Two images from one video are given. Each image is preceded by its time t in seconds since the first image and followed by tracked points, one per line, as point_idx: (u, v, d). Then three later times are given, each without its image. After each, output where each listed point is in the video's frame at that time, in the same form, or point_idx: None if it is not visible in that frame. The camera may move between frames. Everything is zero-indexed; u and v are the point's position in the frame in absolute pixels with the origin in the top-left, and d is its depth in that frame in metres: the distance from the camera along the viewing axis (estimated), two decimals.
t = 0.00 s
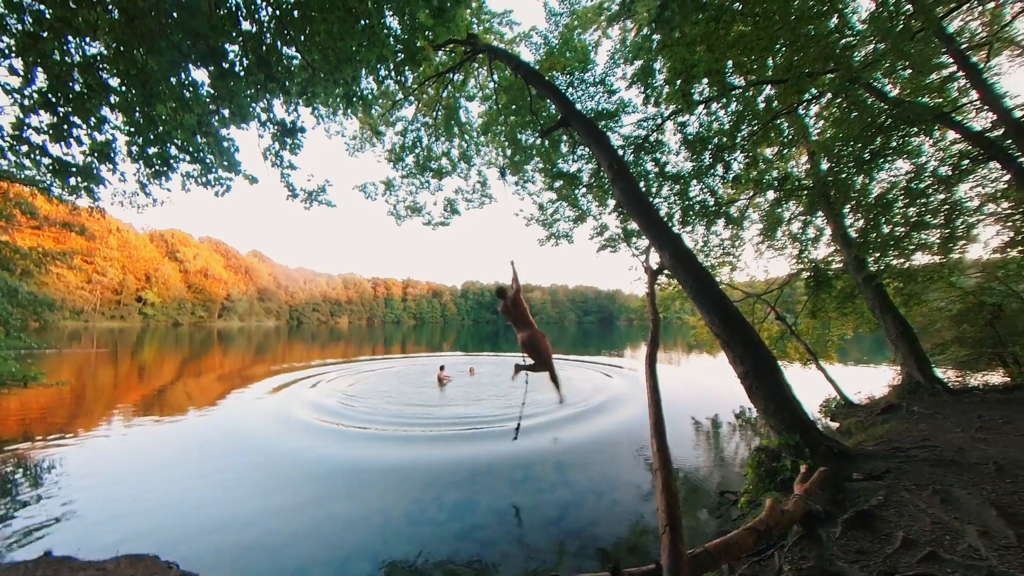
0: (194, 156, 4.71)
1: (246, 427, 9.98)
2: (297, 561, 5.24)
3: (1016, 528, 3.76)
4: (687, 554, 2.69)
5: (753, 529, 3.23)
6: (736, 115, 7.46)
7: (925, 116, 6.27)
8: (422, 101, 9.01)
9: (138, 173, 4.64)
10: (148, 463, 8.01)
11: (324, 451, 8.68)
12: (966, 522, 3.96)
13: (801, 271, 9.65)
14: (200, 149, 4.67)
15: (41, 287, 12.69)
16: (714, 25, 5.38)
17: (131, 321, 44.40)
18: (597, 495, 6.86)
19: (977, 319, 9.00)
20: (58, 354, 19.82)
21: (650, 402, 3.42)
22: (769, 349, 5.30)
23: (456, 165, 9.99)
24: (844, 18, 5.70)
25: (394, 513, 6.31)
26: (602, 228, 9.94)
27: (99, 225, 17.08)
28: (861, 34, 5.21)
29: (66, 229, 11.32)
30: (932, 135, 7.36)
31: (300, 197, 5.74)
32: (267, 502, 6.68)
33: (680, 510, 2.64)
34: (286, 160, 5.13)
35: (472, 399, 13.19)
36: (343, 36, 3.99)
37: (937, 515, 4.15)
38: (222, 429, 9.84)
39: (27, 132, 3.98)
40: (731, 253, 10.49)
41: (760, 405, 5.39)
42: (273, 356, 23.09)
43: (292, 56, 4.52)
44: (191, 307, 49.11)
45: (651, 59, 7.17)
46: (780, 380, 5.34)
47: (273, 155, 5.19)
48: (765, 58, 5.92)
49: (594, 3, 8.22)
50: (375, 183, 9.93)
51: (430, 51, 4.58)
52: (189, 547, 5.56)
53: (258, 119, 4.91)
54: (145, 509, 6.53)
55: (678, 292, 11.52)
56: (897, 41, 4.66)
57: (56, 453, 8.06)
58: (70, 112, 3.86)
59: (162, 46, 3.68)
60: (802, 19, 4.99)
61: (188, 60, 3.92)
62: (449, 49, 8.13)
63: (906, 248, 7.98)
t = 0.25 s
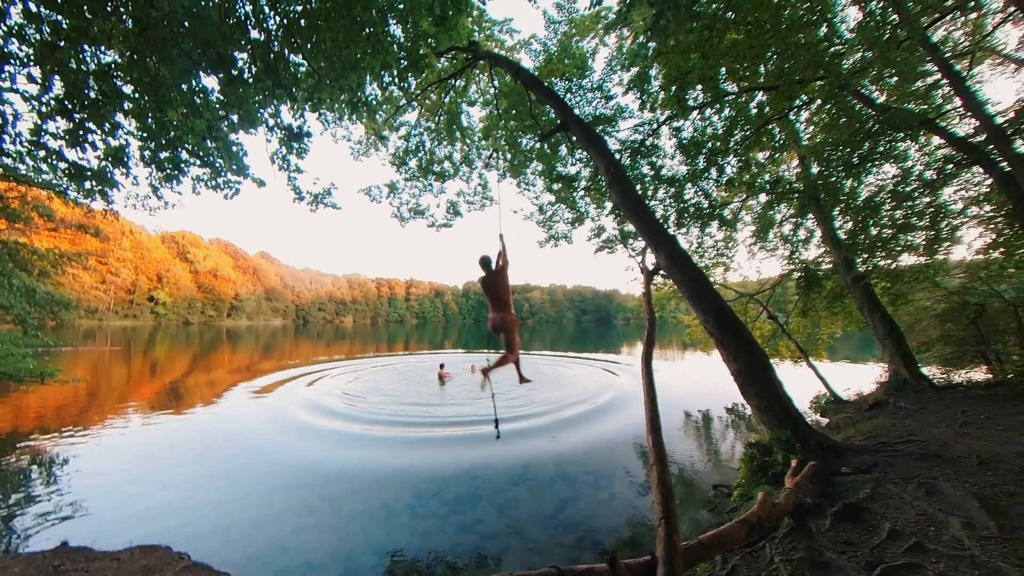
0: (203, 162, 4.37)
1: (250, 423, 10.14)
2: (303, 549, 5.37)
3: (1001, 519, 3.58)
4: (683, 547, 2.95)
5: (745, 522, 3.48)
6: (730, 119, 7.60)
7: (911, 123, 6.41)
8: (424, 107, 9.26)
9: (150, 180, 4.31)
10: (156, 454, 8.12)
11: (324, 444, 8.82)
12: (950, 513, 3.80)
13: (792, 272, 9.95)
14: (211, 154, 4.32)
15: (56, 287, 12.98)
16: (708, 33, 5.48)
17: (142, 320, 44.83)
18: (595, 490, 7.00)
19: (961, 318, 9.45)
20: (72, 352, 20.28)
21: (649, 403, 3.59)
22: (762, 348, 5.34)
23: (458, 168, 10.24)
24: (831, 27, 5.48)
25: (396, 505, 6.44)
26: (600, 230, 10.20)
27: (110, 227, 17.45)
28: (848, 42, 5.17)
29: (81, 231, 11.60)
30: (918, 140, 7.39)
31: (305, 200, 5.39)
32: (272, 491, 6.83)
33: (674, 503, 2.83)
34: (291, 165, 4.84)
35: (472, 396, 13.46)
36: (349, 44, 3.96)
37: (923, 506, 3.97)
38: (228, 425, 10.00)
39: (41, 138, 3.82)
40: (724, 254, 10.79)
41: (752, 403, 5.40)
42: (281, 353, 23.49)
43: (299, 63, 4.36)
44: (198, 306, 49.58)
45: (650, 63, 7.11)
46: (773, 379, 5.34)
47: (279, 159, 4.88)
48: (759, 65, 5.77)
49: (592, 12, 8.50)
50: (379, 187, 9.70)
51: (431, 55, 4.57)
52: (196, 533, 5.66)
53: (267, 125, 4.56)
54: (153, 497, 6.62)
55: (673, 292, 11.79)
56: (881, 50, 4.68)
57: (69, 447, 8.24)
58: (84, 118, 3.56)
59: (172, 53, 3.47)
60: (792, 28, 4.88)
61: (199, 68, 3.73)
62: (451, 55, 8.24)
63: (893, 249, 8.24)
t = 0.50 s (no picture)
0: (204, 162, 4.38)
1: (251, 422, 10.16)
2: (303, 549, 5.38)
3: (999, 518, 3.60)
4: (682, 547, 2.97)
5: (744, 521, 3.49)
6: (729, 120, 7.55)
7: (910, 123, 6.43)
8: (424, 107, 9.27)
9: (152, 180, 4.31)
10: (156, 454, 8.13)
11: (324, 443, 8.82)
12: (950, 513, 3.81)
13: (792, 271, 9.97)
14: (211, 154, 4.33)
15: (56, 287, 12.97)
16: (709, 34, 5.51)
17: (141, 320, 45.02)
18: (595, 489, 7.01)
19: (960, 318, 9.49)
20: (74, 351, 20.33)
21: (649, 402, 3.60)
22: (762, 348, 5.36)
23: (458, 168, 10.26)
24: (831, 27, 5.47)
25: (396, 505, 6.44)
26: (599, 230, 10.21)
27: (110, 227, 17.47)
28: (849, 42, 5.17)
29: (80, 231, 11.58)
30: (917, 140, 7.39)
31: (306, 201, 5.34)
32: (271, 491, 6.83)
33: (674, 500, 2.86)
34: (291, 164, 4.83)
35: (472, 396, 13.47)
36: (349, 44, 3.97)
37: (923, 506, 3.98)
38: (228, 424, 10.01)
39: (41, 138, 3.84)
40: (724, 254, 10.81)
41: (752, 403, 5.41)
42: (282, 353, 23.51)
43: (298, 63, 4.35)
44: (198, 307, 49.63)
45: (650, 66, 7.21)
46: (773, 378, 5.35)
47: (279, 159, 4.88)
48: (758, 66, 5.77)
49: (592, 12, 8.52)
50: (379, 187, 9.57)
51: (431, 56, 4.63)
52: (196, 533, 5.67)
53: (267, 125, 4.56)
54: (154, 496, 6.63)
55: (672, 292, 11.81)
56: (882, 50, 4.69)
57: (70, 447, 8.25)
58: (86, 119, 3.57)
59: (173, 53, 3.46)
60: (792, 29, 4.83)
61: (200, 68, 3.73)
62: (451, 56, 8.27)
63: (892, 249, 8.26)
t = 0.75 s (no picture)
0: (203, 162, 4.38)
1: (251, 422, 10.15)
2: (303, 549, 5.38)
3: (999, 518, 3.60)
4: (682, 547, 2.97)
5: (745, 521, 3.49)
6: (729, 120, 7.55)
7: (910, 123, 6.42)
8: (424, 107, 9.27)
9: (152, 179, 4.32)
10: (156, 455, 8.12)
11: (323, 443, 8.82)
12: (950, 513, 3.81)
13: (792, 271, 9.97)
14: (211, 154, 4.32)
15: (56, 287, 12.97)
16: (709, 33, 5.52)
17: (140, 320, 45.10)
18: (595, 489, 7.01)
19: (960, 318, 9.51)
20: (74, 351, 20.34)
21: (649, 402, 3.60)
22: (762, 348, 5.35)
23: (458, 168, 10.27)
24: (831, 27, 5.45)
25: (396, 505, 6.44)
26: (599, 230, 10.20)
27: (110, 227, 17.47)
28: (850, 42, 5.18)
29: (81, 231, 11.58)
30: (917, 140, 7.39)
31: (307, 201, 5.33)
32: (272, 491, 6.83)
33: (674, 501, 2.85)
34: (291, 165, 4.83)
35: (472, 396, 13.47)
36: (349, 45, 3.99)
37: (923, 506, 3.98)
38: (228, 424, 10.01)
39: (41, 138, 3.83)
40: (724, 254, 10.81)
41: (751, 403, 5.41)
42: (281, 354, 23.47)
43: (298, 63, 4.35)
44: (198, 307, 49.68)
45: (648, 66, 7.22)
46: (773, 379, 5.35)
47: (279, 159, 4.87)
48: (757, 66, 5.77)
49: (592, 12, 8.53)
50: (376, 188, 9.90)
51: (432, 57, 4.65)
52: (196, 533, 5.67)
53: (267, 125, 4.55)
54: (153, 497, 6.62)
55: (672, 292, 11.81)
56: (882, 50, 4.68)
57: (70, 447, 8.25)
58: (87, 120, 3.58)
59: (173, 54, 3.47)
60: (792, 29, 4.81)
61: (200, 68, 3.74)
62: (451, 56, 8.28)
63: (892, 249, 8.26)
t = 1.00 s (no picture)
0: (203, 162, 4.38)
1: (251, 422, 10.14)
2: (303, 549, 5.38)
3: (999, 519, 3.60)
4: (682, 547, 2.97)
5: (745, 521, 3.49)
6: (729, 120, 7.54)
7: (910, 123, 6.41)
8: (424, 107, 9.28)
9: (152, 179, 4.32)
10: (156, 454, 8.12)
11: (323, 443, 8.82)
12: (950, 513, 3.81)
13: (791, 271, 9.98)
14: (211, 154, 4.32)
15: (56, 287, 12.98)
16: (709, 33, 5.52)
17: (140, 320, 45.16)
18: (595, 489, 7.01)
19: (960, 318, 9.52)
20: (74, 351, 20.35)
21: (649, 401, 3.60)
22: (762, 348, 5.35)
23: (458, 168, 10.28)
24: (831, 27, 5.43)
25: (396, 505, 6.44)
26: (599, 230, 10.20)
27: (111, 227, 17.49)
28: (850, 42, 5.19)
29: (82, 231, 11.59)
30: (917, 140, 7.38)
31: (307, 201, 5.33)
32: (272, 490, 6.84)
33: (674, 500, 2.85)
34: (291, 165, 4.83)
35: (472, 396, 13.47)
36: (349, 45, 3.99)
37: (923, 506, 3.97)
38: (228, 424, 10.01)
39: (41, 138, 3.83)
40: (724, 254, 10.81)
41: (751, 404, 5.41)
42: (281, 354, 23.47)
43: (297, 63, 4.34)
44: (198, 307, 49.71)
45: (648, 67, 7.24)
46: (773, 379, 5.35)
47: (279, 159, 4.86)
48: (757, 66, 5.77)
49: (592, 12, 8.52)
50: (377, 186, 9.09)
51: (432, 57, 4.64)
52: (196, 533, 5.67)
53: (267, 125, 4.55)
54: (152, 496, 6.62)
55: (672, 292, 11.81)
56: (883, 50, 4.68)
57: (70, 447, 8.25)
58: (87, 120, 3.58)
59: (173, 54, 3.47)
60: (792, 29, 4.81)
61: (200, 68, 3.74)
62: (451, 56, 8.28)
63: (892, 249, 8.26)
